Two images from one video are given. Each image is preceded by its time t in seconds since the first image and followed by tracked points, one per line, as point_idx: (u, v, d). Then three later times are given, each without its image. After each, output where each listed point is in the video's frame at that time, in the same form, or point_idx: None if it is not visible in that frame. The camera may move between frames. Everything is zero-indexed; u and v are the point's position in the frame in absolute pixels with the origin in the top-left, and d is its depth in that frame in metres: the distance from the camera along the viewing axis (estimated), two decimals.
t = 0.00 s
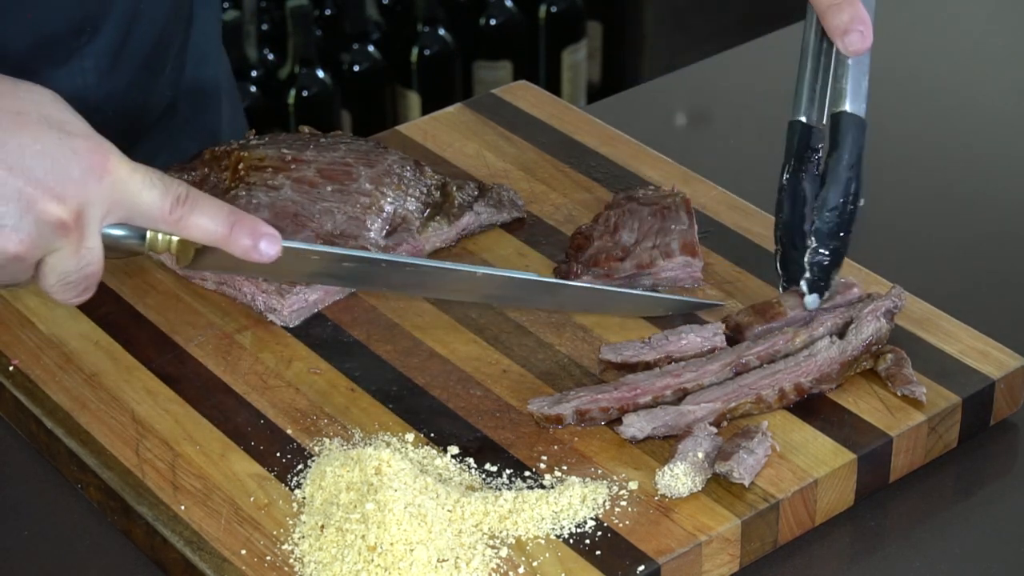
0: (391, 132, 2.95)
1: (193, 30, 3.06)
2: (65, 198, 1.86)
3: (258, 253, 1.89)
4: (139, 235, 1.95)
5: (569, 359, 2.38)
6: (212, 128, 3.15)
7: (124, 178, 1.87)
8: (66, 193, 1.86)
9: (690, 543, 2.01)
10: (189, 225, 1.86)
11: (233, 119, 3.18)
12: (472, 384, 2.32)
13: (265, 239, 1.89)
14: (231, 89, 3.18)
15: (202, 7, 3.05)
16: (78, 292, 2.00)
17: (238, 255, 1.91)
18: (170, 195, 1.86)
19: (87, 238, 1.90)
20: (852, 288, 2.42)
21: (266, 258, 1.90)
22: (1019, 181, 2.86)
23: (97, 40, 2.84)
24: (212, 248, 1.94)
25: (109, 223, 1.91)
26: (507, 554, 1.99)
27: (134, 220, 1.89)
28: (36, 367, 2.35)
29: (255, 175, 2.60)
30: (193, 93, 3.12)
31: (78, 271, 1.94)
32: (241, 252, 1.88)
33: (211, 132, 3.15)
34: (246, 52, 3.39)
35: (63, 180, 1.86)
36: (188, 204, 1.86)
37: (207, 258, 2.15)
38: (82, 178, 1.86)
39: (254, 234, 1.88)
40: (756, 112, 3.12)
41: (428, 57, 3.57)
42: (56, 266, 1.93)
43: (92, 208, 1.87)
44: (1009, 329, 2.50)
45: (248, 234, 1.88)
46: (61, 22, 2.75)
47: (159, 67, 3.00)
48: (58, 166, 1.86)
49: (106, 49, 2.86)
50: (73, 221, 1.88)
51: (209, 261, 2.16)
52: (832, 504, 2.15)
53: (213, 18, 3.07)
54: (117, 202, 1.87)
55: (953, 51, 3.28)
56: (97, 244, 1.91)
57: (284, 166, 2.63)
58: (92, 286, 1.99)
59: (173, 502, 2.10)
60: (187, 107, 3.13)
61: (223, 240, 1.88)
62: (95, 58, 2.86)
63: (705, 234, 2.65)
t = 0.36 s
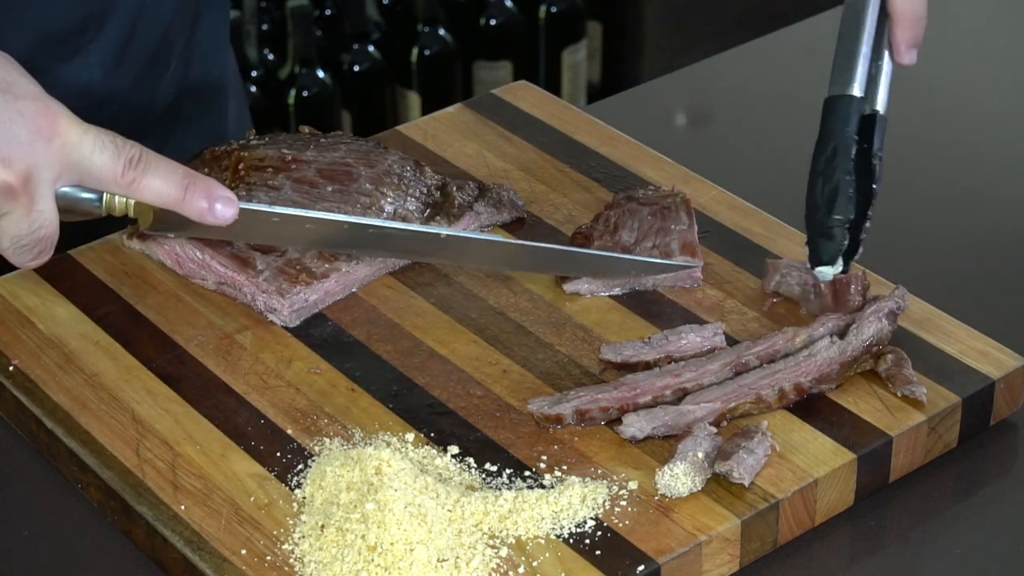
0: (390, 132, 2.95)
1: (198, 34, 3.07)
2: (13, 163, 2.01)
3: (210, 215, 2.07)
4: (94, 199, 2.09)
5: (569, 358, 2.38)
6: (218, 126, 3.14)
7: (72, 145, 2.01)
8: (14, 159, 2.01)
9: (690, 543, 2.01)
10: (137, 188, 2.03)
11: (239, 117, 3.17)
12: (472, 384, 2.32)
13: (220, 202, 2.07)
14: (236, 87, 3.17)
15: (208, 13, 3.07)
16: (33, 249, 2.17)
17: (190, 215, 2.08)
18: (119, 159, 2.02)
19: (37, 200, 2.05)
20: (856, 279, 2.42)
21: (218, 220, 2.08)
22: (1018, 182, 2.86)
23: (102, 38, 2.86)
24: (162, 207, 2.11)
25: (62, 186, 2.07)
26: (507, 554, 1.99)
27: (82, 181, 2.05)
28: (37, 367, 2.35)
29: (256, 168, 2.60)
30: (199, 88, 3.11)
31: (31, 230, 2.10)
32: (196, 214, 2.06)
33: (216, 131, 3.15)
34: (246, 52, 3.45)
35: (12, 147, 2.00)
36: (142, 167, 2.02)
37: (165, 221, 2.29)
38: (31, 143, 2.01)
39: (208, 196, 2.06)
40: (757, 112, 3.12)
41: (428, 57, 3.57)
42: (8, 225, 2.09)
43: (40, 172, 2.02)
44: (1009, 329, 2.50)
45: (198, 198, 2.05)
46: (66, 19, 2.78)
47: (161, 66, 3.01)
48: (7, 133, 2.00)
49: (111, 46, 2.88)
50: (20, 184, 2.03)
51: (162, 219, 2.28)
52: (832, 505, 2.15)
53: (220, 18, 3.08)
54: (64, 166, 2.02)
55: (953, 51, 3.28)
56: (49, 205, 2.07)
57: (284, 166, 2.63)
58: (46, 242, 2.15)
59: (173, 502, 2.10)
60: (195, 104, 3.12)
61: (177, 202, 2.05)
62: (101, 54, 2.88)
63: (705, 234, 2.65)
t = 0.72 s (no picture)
0: (390, 132, 2.95)
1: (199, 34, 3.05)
2: (29, 139, 2.07)
3: (223, 183, 2.13)
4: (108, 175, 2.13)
5: (569, 359, 2.38)
6: (221, 125, 3.14)
7: (85, 119, 2.07)
8: (29, 134, 2.07)
9: (690, 543, 2.01)
10: (151, 160, 2.09)
11: (241, 116, 3.16)
12: (472, 385, 2.32)
13: (232, 170, 2.14)
14: (237, 87, 3.15)
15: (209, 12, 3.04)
16: (51, 231, 2.22)
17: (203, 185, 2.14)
18: (132, 132, 2.07)
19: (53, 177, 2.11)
20: (857, 276, 2.42)
21: (231, 188, 2.14)
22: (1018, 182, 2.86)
23: (102, 35, 2.86)
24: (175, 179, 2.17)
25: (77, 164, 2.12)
26: (507, 553, 1.99)
27: (95, 156, 2.10)
28: (37, 367, 2.35)
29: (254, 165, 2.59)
30: (199, 86, 3.11)
31: (50, 209, 2.16)
32: (210, 183, 2.12)
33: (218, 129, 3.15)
34: (246, 52, 3.44)
35: (27, 123, 2.06)
36: (155, 140, 2.08)
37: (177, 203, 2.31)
38: (46, 119, 2.06)
39: (220, 166, 2.12)
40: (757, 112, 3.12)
41: (428, 57, 3.57)
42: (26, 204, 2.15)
43: (57, 149, 2.08)
44: (1009, 329, 2.50)
45: (211, 167, 2.12)
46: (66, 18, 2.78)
47: (161, 65, 3.01)
48: (22, 109, 2.06)
49: (111, 44, 2.88)
50: (37, 160, 2.10)
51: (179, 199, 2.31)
52: (832, 505, 2.15)
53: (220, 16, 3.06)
54: (79, 142, 2.08)
55: (953, 51, 3.28)
56: (67, 183, 2.12)
57: (284, 166, 2.62)
58: (65, 222, 2.21)
59: (173, 502, 2.10)
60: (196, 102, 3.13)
61: (190, 172, 2.11)
62: (101, 53, 2.88)
63: (705, 234, 2.65)
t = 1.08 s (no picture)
0: (390, 132, 2.95)
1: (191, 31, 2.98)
2: (80, 148, 2.02)
3: (262, 205, 2.16)
4: (143, 199, 2.16)
5: (569, 358, 2.38)
6: (215, 126, 3.10)
7: (133, 134, 2.05)
8: (80, 142, 2.02)
9: (690, 543, 2.01)
10: (193, 182, 2.10)
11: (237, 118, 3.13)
12: (472, 385, 2.32)
13: (270, 195, 2.17)
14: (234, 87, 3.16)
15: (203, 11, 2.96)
16: (90, 251, 2.15)
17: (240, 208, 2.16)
18: (174, 153, 2.08)
19: (102, 190, 2.06)
20: (857, 276, 2.41)
21: (268, 210, 2.17)
22: (1018, 181, 2.86)
23: (100, 33, 2.86)
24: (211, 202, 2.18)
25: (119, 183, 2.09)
26: (507, 554, 1.99)
27: (141, 176, 2.08)
28: (36, 367, 2.35)
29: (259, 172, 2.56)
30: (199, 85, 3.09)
31: (94, 225, 2.10)
32: (248, 206, 2.15)
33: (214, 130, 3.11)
34: (246, 53, 3.41)
35: (77, 131, 2.02)
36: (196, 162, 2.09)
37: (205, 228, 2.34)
38: (92, 131, 2.03)
39: (260, 190, 2.15)
40: (757, 112, 3.12)
41: (428, 57, 3.57)
42: (71, 221, 2.07)
43: (104, 161, 2.04)
44: (1009, 329, 2.50)
45: (251, 190, 2.14)
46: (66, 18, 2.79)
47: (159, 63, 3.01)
48: (69, 120, 2.03)
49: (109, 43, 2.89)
50: (88, 169, 2.03)
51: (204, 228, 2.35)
52: (831, 505, 2.15)
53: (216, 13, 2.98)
54: (125, 157, 2.05)
55: (953, 51, 3.28)
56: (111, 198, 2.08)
57: (284, 166, 2.62)
58: (103, 243, 2.15)
59: (173, 502, 2.10)
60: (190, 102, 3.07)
61: (231, 193, 2.13)
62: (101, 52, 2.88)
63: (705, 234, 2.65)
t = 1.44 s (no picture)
0: (390, 132, 2.95)
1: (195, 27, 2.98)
2: (136, 163, 1.87)
3: (310, 208, 2.03)
4: (193, 208, 2.08)
5: (569, 358, 2.38)
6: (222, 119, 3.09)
7: (178, 144, 1.92)
8: (133, 159, 1.87)
9: (690, 543, 2.01)
10: (241, 189, 1.96)
11: (247, 114, 3.11)
12: (472, 385, 2.32)
13: (318, 196, 2.04)
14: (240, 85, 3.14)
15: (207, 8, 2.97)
16: (140, 260, 1.98)
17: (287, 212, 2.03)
18: (219, 160, 1.95)
19: (156, 204, 1.91)
20: (857, 276, 2.41)
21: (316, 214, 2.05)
22: (1018, 182, 2.86)
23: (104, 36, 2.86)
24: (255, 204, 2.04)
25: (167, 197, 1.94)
26: (507, 553, 1.99)
27: (180, 185, 1.93)
28: (37, 366, 2.34)
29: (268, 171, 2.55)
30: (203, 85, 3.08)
31: (145, 240, 1.95)
32: (298, 210, 2.02)
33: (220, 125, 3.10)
34: (246, 52, 3.42)
35: (127, 148, 1.87)
36: (239, 170, 1.96)
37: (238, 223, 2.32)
38: (144, 146, 1.89)
39: (309, 192, 2.03)
40: (757, 112, 3.11)
41: (428, 57, 3.57)
42: (126, 247, 1.94)
43: (158, 177, 1.90)
44: (1009, 329, 2.50)
45: (299, 196, 2.02)
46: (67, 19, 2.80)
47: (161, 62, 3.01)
48: (114, 136, 1.87)
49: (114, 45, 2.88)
50: (145, 184, 1.88)
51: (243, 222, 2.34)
52: (831, 505, 2.15)
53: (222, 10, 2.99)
54: (172, 171, 1.91)
55: (953, 51, 3.28)
56: (162, 213, 1.94)
57: (284, 166, 2.61)
58: (154, 252, 1.99)
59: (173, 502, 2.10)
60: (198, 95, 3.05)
61: (281, 199, 2.00)
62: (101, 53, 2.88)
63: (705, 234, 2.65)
